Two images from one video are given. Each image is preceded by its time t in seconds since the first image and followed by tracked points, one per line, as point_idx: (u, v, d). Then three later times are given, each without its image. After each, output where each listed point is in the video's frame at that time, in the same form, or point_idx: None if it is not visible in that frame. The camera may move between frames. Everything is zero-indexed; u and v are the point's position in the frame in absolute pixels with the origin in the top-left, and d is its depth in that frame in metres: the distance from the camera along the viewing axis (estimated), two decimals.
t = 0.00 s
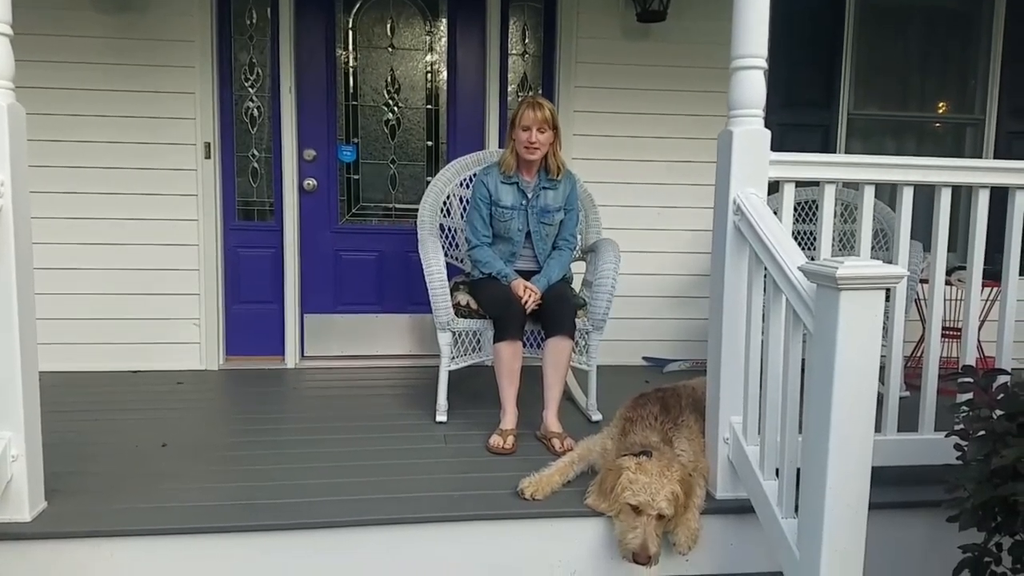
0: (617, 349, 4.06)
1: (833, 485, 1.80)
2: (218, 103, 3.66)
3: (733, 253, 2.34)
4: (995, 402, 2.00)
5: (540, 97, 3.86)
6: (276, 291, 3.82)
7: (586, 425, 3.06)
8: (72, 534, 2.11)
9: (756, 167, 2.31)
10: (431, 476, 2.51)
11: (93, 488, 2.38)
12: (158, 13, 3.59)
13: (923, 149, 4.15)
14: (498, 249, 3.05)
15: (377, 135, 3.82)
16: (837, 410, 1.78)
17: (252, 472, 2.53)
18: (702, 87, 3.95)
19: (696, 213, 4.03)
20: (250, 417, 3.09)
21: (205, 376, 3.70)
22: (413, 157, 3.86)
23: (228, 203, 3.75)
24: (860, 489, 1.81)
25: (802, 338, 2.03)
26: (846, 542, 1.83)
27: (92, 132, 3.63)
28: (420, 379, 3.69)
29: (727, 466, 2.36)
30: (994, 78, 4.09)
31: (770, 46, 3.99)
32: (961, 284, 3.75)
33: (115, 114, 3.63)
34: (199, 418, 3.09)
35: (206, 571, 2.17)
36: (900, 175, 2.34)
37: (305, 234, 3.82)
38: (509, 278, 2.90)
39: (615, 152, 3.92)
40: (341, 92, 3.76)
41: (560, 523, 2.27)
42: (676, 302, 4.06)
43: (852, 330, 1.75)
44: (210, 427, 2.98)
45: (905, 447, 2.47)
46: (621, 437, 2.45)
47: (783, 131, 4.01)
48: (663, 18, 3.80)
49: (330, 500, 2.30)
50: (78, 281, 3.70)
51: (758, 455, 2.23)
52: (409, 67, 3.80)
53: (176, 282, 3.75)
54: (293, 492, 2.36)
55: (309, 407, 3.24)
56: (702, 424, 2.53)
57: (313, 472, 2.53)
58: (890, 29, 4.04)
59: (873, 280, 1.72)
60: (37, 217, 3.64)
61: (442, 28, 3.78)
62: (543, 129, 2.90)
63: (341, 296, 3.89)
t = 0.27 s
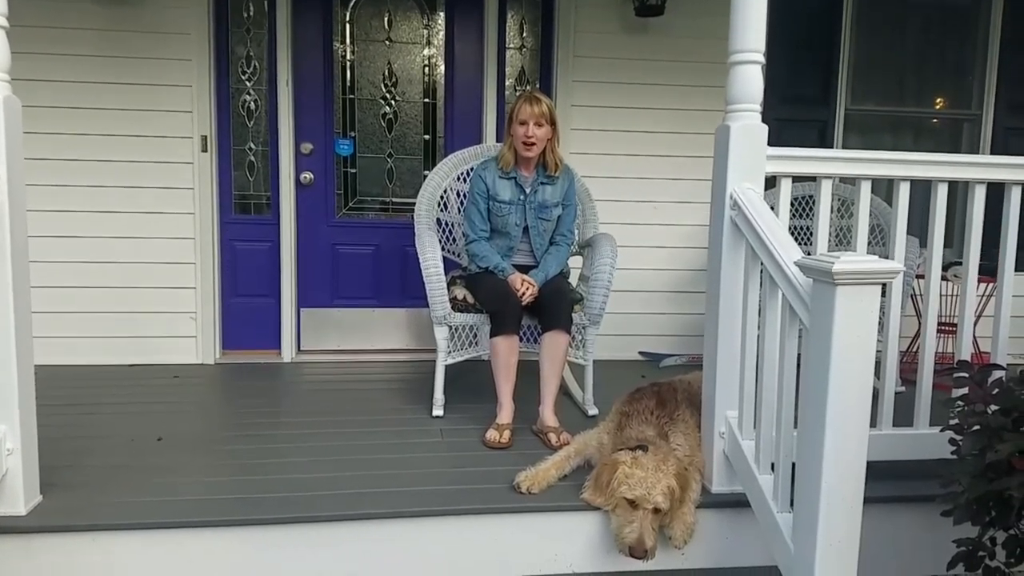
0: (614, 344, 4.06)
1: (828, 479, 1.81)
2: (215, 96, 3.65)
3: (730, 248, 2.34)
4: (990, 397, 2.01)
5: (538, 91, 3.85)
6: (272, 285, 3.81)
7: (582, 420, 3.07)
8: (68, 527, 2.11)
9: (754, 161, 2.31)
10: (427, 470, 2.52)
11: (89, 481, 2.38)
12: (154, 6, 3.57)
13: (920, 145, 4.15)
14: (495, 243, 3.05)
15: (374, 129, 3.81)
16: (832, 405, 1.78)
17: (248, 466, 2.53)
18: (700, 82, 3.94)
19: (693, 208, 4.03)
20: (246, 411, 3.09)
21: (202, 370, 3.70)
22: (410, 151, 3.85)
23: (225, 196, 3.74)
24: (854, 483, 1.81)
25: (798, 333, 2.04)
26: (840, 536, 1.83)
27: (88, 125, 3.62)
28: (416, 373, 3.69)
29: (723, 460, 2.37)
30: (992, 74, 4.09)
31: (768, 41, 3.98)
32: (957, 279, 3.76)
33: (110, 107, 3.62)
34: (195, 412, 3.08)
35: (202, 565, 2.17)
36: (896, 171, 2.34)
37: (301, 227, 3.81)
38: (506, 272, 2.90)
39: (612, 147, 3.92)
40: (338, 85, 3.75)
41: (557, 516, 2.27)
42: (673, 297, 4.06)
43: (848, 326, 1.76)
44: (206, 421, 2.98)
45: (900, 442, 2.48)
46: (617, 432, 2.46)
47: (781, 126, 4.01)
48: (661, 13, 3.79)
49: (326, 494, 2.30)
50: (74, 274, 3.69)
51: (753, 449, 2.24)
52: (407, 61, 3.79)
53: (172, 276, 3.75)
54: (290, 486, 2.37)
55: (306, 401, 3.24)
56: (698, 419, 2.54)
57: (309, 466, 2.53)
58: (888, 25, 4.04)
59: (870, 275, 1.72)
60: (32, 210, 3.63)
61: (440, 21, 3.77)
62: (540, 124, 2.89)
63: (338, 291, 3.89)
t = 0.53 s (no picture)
0: (610, 341, 4.06)
1: (824, 476, 1.81)
2: (210, 93, 3.64)
3: (726, 245, 2.34)
4: (986, 394, 2.02)
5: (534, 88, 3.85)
6: (268, 283, 3.80)
7: (579, 417, 3.07)
8: (63, 526, 2.10)
9: (749, 158, 2.31)
10: (423, 467, 2.51)
11: (84, 479, 2.38)
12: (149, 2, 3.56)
13: (916, 142, 4.15)
14: (491, 241, 3.04)
15: (370, 126, 3.80)
16: (828, 401, 1.78)
17: (243, 464, 2.52)
18: (696, 80, 3.94)
19: (690, 205, 4.02)
20: (242, 409, 3.09)
21: (197, 368, 3.69)
22: (405, 148, 3.85)
23: (220, 194, 3.73)
24: (851, 480, 1.81)
25: (794, 330, 2.04)
26: (836, 532, 1.83)
27: (82, 122, 3.60)
28: (412, 371, 3.68)
29: (719, 457, 2.37)
30: (987, 71, 4.09)
31: (764, 38, 3.98)
32: (952, 276, 3.76)
33: (105, 104, 3.61)
34: (190, 410, 3.08)
35: (198, 563, 2.17)
36: (892, 167, 2.34)
37: (297, 225, 3.80)
38: (503, 270, 2.90)
39: (608, 144, 3.91)
40: (333, 83, 3.74)
41: (553, 514, 2.27)
42: (670, 294, 4.06)
43: (844, 322, 1.76)
44: (201, 418, 2.97)
45: (896, 438, 2.48)
46: (613, 430, 2.46)
47: (777, 123, 4.01)
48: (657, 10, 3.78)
49: (322, 492, 2.29)
50: (68, 272, 3.68)
51: (750, 446, 2.24)
52: (402, 58, 3.78)
53: (168, 274, 3.74)
54: (285, 483, 2.36)
55: (301, 398, 3.23)
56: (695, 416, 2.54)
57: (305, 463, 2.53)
58: (884, 22, 4.03)
59: (865, 272, 1.72)
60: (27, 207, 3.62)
61: (436, 19, 3.77)
62: (536, 120, 2.88)
63: (334, 288, 3.88)
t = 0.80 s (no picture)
0: (608, 339, 4.06)
1: (821, 474, 1.81)
2: (207, 91, 3.63)
3: (723, 243, 2.34)
4: (983, 392, 2.02)
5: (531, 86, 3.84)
6: (265, 281, 3.80)
7: (576, 415, 3.07)
8: (60, 525, 2.09)
9: (747, 156, 2.31)
10: (421, 465, 2.51)
11: (81, 478, 2.37)
12: None
13: (913, 140, 4.16)
14: (489, 238, 3.04)
15: (367, 124, 3.80)
16: (825, 400, 1.79)
17: (241, 462, 2.52)
18: (693, 77, 3.94)
19: (687, 203, 4.03)
20: (240, 407, 3.08)
21: (195, 366, 3.68)
22: (403, 146, 3.84)
23: (218, 192, 3.72)
24: (848, 478, 1.82)
25: (791, 327, 2.04)
26: (834, 530, 1.84)
27: (78, 120, 3.59)
28: (410, 369, 3.68)
29: (717, 455, 2.37)
30: (984, 68, 4.10)
31: (761, 35, 3.98)
32: (949, 273, 3.77)
33: (101, 102, 3.60)
34: (188, 408, 3.07)
35: (196, 563, 2.17)
36: (890, 165, 2.35)
37: (294, 223, 3.80)
38: (500, 268, 2.89)
39: (606, 142, 3.91)
40: (330, 80, 3.74)
41: (551, 511, 2.27)
42: (667, 292, 4.06)
43: (842, 320, 1.76)
44: (199, 417, 2.97)
45: (892, 436, 2.49)
46: (611, 427, 2.46)
47: (774, 121, 4.01)
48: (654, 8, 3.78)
49: (320, 491, 2.29)
50: (65, 270, 3.67)
51: (747, 444, 2.24)
52: (399, 56, 3.77)
53: (165, 272, 3.73)
54: (283, 482, 2.36)
55: (299, 397, 3.23)
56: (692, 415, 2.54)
57: (303, 462, 2.53)
58: (881, 19, 4.04)
59: (862, 270, 1.72)
60: (23, 206, 3.61)
61: (433, 17, 3.76)
62: (533, 118, 2.88)
63: (331, 286, 3.88)
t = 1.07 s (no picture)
0: (607, 340, 4.06)
1: (820, 474, 1.81)
2: (204, 92, 3.63)
3: (721, 243, 2.34)
4: (982, 391, 2.02)
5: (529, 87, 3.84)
6: (263, 282, 3.80)
7: (574, 415, 3.07)
8: (57, 527, 2.09)
9: (744, 156, 2.31)
10: (419, 466, 2.51)
11: (79, 480, 2.37)
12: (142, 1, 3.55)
13: (911, 140, 4.16)
14: (487, 239, 3.04)
15: (365, 125, 3.79)
16: (823, 400, 1.78)
17: (239, 463, 2.51)
18: (691, 78, 3.94)
19: (685, 203, 4.03)
20: (238, 409, 3.08)
21: (193, 367, 3.68)
22: (401, 147, 3.84)
23: (216, 193, 3.72)
24: (847, 478, 1.81)
25: (789, 327, 2.04)
26: (833, 530, 1.84)
27: (75, 121, 3.59)
28: (408, 370, 3.68)
29: (715, 455, 2.37)
30: (982, 68, 4.10)
31: (759, 36, 3.98)
32: (948, 273, 3.77)
33: (98, 104, 3.59)
34: (186, 410, 3.07)
35: (194, 564, 2.16)
36: (887, 165, 2.34)
37: (292, 224, 3.79)
38: (498, 268, 2.89)
39: (604, 142, 3.91)
40: (328, 81, 3.73)
41: (550, 512, 2.27)
42: (666, 292, 4.06)
43: (840, 320, 1.76)
44: (197, 418, 2.97)
45: (890, 435, 2.49)
46: (609, 428, 2.45)
47: (772, 121, 4.02)
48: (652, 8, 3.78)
49: (318, 492, 2.29)
50: (62, 272, 3.67)
51: (745, 444, 2.24)
52: (397, 57, 3.77)
53: (163, 273, 3.73)
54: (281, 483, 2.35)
55: (297, 398, 3.23)
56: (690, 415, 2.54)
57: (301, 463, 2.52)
58: (878, 19, 4.04)
59: (860, 270, 1.72)
60: (21, 207, 3.60)
61: (431, 17, 3.76)
62: (529, 117, 2.88)
63: (329, 287, 3.87)
